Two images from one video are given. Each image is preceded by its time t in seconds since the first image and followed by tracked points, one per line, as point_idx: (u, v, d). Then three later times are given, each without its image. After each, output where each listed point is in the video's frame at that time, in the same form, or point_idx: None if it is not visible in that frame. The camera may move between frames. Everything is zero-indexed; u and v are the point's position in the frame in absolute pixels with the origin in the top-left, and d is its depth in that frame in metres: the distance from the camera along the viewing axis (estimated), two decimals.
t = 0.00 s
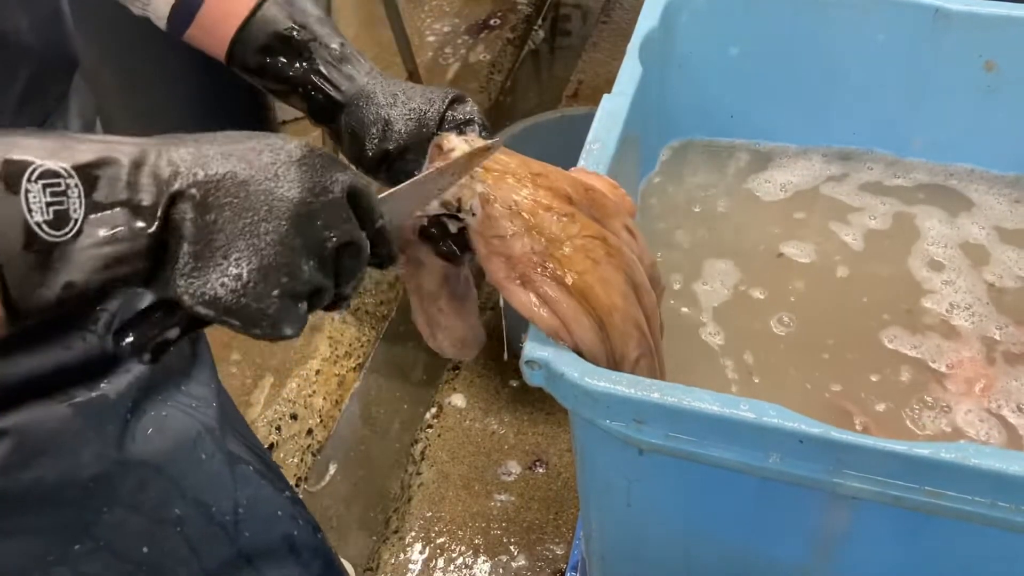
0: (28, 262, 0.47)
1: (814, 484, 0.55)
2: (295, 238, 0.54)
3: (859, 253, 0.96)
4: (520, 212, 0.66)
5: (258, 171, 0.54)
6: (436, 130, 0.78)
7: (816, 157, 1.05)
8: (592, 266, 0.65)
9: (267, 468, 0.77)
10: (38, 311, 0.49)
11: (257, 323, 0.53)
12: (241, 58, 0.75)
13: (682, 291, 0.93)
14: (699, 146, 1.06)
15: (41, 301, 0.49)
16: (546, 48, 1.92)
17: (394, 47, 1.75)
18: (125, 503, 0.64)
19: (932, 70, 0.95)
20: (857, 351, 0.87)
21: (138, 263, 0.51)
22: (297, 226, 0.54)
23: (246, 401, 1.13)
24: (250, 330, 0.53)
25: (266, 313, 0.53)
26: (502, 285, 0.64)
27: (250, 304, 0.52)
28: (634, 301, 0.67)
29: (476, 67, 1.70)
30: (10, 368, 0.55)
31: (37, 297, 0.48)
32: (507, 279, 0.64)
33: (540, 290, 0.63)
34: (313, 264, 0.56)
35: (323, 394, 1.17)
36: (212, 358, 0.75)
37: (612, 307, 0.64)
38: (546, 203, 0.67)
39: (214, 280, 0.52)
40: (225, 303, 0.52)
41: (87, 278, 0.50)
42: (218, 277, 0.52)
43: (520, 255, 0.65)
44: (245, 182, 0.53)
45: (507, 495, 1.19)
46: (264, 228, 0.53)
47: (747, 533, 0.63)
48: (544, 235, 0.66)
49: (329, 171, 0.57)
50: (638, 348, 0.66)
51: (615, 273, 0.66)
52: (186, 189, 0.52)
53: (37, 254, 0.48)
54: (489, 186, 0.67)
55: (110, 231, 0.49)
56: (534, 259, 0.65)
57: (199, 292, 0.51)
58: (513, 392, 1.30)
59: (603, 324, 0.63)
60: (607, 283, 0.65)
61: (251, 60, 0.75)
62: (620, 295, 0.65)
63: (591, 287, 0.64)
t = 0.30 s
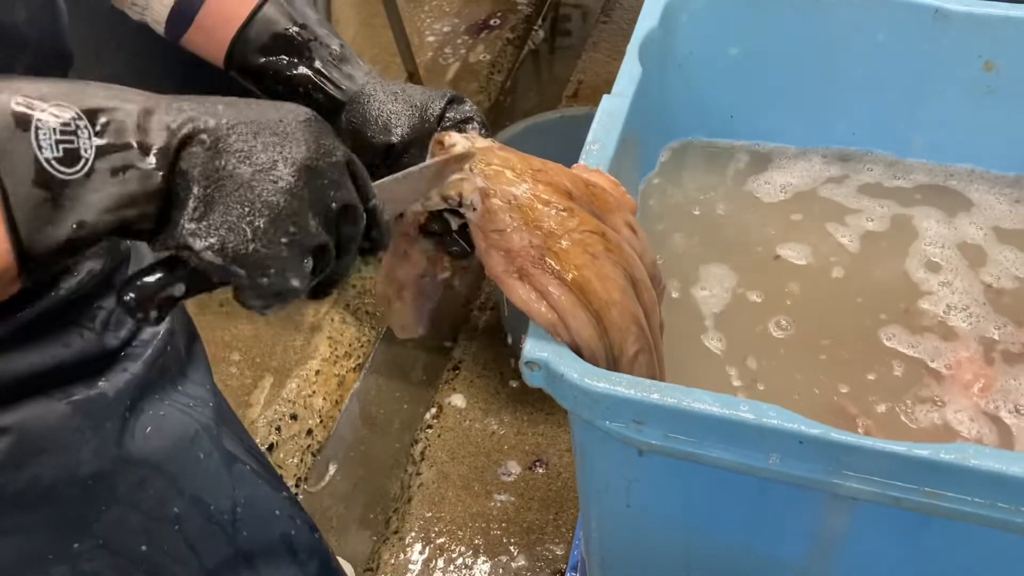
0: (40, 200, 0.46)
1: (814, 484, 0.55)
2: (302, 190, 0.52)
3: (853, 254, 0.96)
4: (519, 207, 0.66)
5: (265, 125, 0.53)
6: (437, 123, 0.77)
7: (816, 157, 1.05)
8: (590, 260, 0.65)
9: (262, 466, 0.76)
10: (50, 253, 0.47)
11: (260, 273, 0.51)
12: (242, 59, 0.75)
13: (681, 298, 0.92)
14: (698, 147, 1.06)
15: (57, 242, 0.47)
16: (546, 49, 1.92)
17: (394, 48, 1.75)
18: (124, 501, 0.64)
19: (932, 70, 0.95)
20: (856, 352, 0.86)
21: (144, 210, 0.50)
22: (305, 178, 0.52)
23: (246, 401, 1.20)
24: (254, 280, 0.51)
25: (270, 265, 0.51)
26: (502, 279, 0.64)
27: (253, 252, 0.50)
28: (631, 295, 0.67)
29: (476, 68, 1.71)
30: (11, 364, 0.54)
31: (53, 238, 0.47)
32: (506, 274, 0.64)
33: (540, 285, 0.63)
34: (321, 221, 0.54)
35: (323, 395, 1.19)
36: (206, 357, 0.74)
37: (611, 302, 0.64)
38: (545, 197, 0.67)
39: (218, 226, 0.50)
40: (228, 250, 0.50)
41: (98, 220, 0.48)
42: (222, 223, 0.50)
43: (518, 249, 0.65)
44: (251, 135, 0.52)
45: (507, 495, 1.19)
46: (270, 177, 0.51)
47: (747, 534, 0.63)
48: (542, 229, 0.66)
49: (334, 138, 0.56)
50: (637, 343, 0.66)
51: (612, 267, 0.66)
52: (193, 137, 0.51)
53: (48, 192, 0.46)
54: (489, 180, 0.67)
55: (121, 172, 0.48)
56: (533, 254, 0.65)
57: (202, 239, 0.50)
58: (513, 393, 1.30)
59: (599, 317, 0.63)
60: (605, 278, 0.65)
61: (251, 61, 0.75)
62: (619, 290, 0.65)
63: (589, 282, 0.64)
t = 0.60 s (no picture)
0: (60, 173, 0.45)
1: (814, 484, 0.55)
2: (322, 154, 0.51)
3: (850, 254, 0.96)
4: (520, 202, 0.67)
5: (276, 96, 0.53)
6: (439, 118, 0.78)
7: (816, 157, 1.05)
8: (589, 256, 0.65)
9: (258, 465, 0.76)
10: (66, 233, 0.46)
11: (288, 237, 0.50)
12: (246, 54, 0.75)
13: (677, 303, 0.92)
14: (698, 148, 1.06)
15: (77, 217, 0.46)
16: (546, 48, 1.92)
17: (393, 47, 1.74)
18: (120, 496, 0.63)
19: (932, 70, 0.95)
20: (855, 352, 0.86)
21: (163, 181, 0.48)
22: (324, 144, 0.52)
23: (246, 400, 1.19)
24: (282, 245, 0.49)
25: (298, 228, 0.50)
26: (501, 274, 0.64)
27: (279, 216, 0.49)
28: (630, 292, 0.67)
29: (476, 67, 1.70)
30: (12, 356, 0.55)
31: (74, 211, 0.45)
32: (505, 269, 0.65)
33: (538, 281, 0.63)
34: (344, 188, 0.53)
35: (323, 394, 1.19)
36: (203, 356, 0.74)
37: (609, 297, 0.64)
38: (545, 192, 0.67)
39: (241, 194, 0.49)
40: (253, 216, 0.49)
41: (117, 193, 0.47)
42: (245, 190, 0.49)
43: (518, 244, 0.65)
44: (264, 104, 0.51)
45: (507, 495, 1.19)
46: (290, 143, 0.50)
47: (746, 534, 0.63)
48: (541, 224, 0.66)
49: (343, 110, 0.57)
50: (636, 339, 0.66)
51: (611, 263, 0.66)
52: (206, 108, 0.50)
53: (68, 164, 0.45)
54: (491, 174, 0.68)
55: (140, 139, 0.47)
56: (533, 249, 0.65)
57: (223, 208, 0.49)
58: (513, 393, 1.30)
59: (597, 313, 0.63)
60: (604, 273, 0.65)
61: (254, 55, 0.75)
62: (617, 285, 0.65)
63: (588, 278, 0.64)
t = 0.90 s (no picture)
0: (108, 145, 0.46)
1: (816, 483, 0.55)
2: (372, 109, 0.54)
3: (847, 253, 0.96)
4: (545, 195, 0.68)
5: (316, 63, 0.55)
6: (468, 93, 0.76)
7: (817, 156, 1.05)
8: (605, 259, 0.66)
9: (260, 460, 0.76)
10: (120, 202, 0.46)
11: (354, 188, 0.52)
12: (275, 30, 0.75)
13: (678, 311, 0.91)
14: (699, 146, 1.06)
15: (125, 188, 0.46)
16: (546, 47, 1.92)
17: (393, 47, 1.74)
18: (121, 490, 0.63)
19: (932, 69, 0.95)
20: (855, 352, 0.87)
21: (215, 149, 0.49)
22: (371, 101, 0.55)
23: (246, 399, 1.20)
24: (348, 197, 0.52)
25: (362, 179, 0.52)
26: (517, 261, 0.66)
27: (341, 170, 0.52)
28: (638, 298, 0.68)
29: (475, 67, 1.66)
30: (13, 351, 0.54)
31: (123, 182, 0.46)
32: (521, 258, 0.66)
33: (554, 276, 0.64)
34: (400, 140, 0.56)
35: (323, 393, 1.19)
36: (206, 353, 0.73)
37: (619, 301, 0.65)
38: (570, 190, 0.68)
39: (302, 153, 0.51)
40: (315, 173, 0.52)
41: (165, 163, 0.47)
42: (305, 149, 0.51)
43: (538, 236, 0.66)
44: (308, 70, 0.54)
45: (507, 494, 1.18)
46: (340, 103, 0.53)
47: (747, 534, 0.63)
48: (565, 221, 0.67)
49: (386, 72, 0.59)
50: (639, 343, 0.67)
51: (625, 267, 0.67)
52: (255, 76, 0.52)
53: (115, 136, 0.46)
54: (521, 163, 0.68)
55: (186, 111, 0.48)
56: (551, 243, 0.66)
57: (286, 169, 0.51)
58: (513, 392, 1.29)
59: (607, 316, 0.64)
60: (618, 278, 0.66)
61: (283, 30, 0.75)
62: (628, 291, 0.66)
63: (603, 280, 0.65)
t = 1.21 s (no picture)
0: (142, 106, 0.45)
1: (817, 483, 0.55)
2: (404, 77, 0.54)
3: (845, 252, 0.96)
4: (556, 195, 0.68)
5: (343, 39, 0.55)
6: (481, 90, 0.76)
7: (817, 156, 1.05)
8: (614, 260, 0.67)
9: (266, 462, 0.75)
10: (151, 164, 0.45)
11: (394, 149, 0.52)
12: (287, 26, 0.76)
13: (679, 314, 0.91)
14: (699, 145, 1.06)
15: (160, 148, 0.45)
16: (546, 47, 1.92)
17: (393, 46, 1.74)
18: (126, 488, 0.62)
19: (932, 69, 0.95)
20: (855, 351, 0.87)
21: (249, 113, 0.48)
22: (403, 73, 0.54)
23: (246, 399, 1.20)
24: (389, 158, 0.51)
25: (402, 140, 0.52)
26: (524, 259, 0.66)
27: (381, 131, 0.51)
28: (641, 300, 0.69)
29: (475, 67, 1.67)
30: (24, 345, 0.54)
31: (158, 142, 0.45)
32: (529, 257, 0.66)
33: (562, 275, 0.64)
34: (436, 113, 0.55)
35: (323, 393, 1.20)
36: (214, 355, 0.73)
37: (623, 302, 0.66)
38: (580, 190, 0.69)
39: (341, 115, 0.51)
40: (355, 135, 0.51)
41: (199, 125, 0.46)
42: (343, 111, 0.51)
43: (548, 235, 0.67)
44: (337, 43, 0.54)
45: (507, 494, 1.18)
46: (373, 70, 0.53)
47: (747, 534, 0.63)
48: (575, 221, 0.68)
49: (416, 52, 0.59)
50: (641, 344, 0.68)
51: (632, 270, 0.68)
52: (288, 48, 0.52)
53: (150, 96, 0.45)
54: (532, 164, 0.69)
55: (219, 76, 0.48)
56: (561, 243, 0.67)
57: (325, 132, 0.50)
58: (513, 391, 1.29)
59: (610, 315, 0.65)
60: (625, 280, 0.67)
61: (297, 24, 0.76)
62: (633, 294, 0.67)
63: (610, 282, 0.66)
